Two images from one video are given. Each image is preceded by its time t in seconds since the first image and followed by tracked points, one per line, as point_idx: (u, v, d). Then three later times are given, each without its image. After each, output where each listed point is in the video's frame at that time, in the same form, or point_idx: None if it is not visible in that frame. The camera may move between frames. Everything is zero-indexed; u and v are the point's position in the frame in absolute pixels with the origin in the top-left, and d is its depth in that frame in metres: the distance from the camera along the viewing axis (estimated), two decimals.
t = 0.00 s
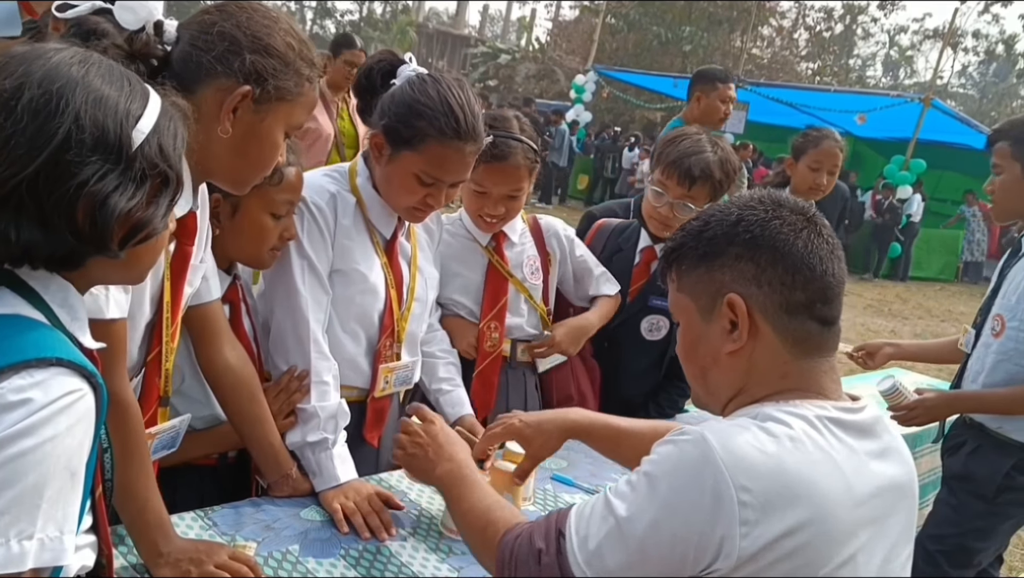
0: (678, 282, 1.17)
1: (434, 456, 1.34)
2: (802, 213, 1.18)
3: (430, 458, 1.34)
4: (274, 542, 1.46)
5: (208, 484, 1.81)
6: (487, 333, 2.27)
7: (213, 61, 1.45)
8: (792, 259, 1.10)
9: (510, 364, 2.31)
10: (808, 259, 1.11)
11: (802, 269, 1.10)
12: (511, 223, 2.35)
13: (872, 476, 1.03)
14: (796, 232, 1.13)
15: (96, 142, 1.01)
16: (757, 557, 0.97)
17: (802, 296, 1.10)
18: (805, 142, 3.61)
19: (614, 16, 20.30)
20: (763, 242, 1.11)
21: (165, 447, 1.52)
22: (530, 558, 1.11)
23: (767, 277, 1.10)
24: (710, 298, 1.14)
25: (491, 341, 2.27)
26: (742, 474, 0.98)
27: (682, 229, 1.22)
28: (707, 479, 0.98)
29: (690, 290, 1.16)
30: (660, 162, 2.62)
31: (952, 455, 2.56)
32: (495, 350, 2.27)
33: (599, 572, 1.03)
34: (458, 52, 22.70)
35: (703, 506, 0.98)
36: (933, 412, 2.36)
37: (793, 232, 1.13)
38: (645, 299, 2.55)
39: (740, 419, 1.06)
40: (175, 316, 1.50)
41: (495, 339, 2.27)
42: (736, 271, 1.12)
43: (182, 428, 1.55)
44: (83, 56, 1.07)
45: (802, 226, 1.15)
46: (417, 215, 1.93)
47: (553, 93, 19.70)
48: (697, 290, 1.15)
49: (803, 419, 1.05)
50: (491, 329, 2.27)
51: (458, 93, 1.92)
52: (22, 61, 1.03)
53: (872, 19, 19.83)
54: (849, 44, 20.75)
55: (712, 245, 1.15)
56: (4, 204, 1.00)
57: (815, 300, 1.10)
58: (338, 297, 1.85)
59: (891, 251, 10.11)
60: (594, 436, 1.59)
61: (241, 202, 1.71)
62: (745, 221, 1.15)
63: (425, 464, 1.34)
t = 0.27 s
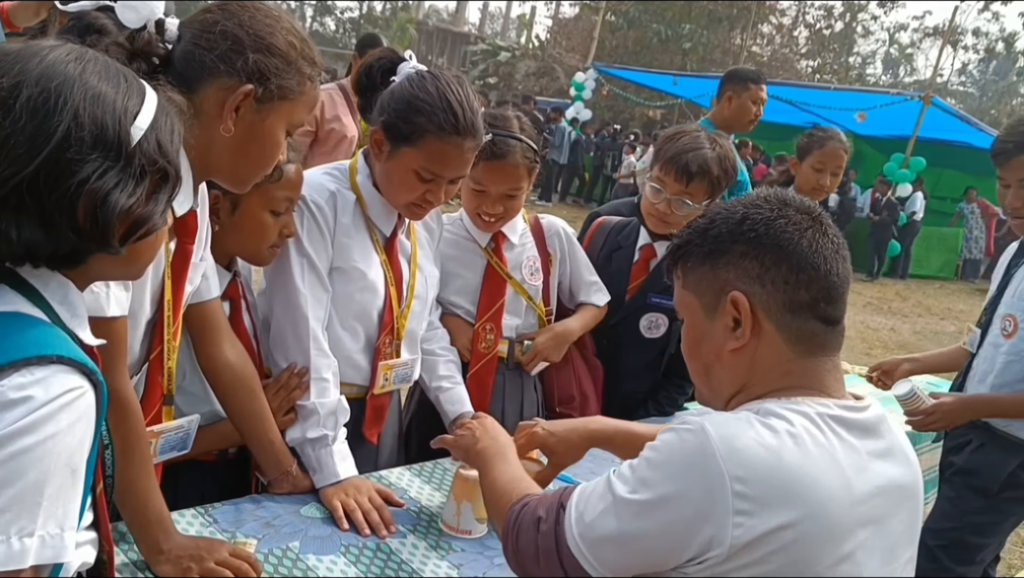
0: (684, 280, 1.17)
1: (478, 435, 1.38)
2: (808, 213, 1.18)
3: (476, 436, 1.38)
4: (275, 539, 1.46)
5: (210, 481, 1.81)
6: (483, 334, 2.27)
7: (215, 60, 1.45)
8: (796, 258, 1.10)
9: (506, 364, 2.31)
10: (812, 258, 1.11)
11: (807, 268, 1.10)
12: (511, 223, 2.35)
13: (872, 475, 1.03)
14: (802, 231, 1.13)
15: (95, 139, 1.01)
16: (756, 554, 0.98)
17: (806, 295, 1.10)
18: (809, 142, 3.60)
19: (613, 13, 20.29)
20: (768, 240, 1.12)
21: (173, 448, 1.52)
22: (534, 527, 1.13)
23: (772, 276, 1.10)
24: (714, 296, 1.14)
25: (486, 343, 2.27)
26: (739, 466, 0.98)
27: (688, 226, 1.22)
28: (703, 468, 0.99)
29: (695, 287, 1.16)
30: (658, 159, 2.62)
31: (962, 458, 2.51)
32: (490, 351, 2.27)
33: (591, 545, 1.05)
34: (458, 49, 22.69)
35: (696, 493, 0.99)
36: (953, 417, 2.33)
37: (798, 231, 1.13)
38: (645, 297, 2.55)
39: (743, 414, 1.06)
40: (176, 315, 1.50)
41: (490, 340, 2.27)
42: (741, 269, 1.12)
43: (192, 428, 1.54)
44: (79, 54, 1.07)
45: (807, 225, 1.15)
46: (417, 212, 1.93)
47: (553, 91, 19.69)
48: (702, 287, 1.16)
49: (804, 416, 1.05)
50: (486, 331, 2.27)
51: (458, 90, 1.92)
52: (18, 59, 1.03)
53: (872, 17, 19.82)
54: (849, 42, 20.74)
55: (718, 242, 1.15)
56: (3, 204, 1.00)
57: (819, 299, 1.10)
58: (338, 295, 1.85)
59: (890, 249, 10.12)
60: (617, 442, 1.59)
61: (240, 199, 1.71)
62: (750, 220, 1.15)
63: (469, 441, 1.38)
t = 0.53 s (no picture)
0: (688, 281, 1.17)
1: (485, 445, 1.45)
2: (814, 217, 1.18)
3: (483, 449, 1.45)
4: (275, 541, 1.46)
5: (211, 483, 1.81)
6: (489, 342, 2.26)
7: (218, 62, 1.45)
8: (800, 262, 1.10)
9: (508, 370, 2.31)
10: (817, 262, 1.11)
11: (810, 272, 1.10)
12: (510, 229, 2.34)
13: (874, 477, 1.03)
14: (806, 235, 1.13)
15: (98, 141, 1.01)
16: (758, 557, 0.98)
17: (808, 299, 1.10)
18: (814, 146, 3.60)
19: (615, 17, 20.30)
20: (772, 243, 1.12)
21: (167, 447, 1.52)
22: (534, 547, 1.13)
23: (775, 279, 1.10)
24: (717, 297, 1.14)
25: (492, 350, 2.26)
26: (742, 469, 0.98)
27: (694, 227, 1.22)
28: (708, 476, 0.99)
29: (698, 288, 1.17)
30: (659, 163, 2.62)
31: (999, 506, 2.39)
32: (496, 359, 2.26)
33: (597, 560, 1.04)
34: (459, 52, 22.72)
35: (701, 498, 0.99)
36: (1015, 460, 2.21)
37: (803, 234, 1.13)
38: (646, 300, 2.55)
39: (744, 416, 1.06)
40: (175, 317, 1.51)
41: (496, 348, 2.27)
42: (744, 271, 1.12)
43: (185, 429, 1.55)
44: (82, 55, 1.07)
45: (813, 229, 1.15)
46: (416, 213, 1.93)
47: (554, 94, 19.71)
48: (704, 288, 1.16)
49: (805, 417, 1.05)
50: (491, 338, 2.27)
51: (456, 92, 1.92)
52: (21, 61, 1.03)
53: (874, 21, 19.83)
54: (850, 45, 20.74)
55: (722, 244, 1.15)
56: (6, 203, 1.00)
57: (822, 303, 1.10)
58: (338, 297, 1.85)
59: (892, 253, 10.12)
60: (630, 430, 1.73)
61: (240, 199, 1.70)
62: (756, 222, 1.15)
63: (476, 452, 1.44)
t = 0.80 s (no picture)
0: (682, 278, 1.18)
1: (467, 470, 1.38)
2: (808, 216, 1.18)
3: (462, 475, 1.37)
4: (275, 539, 1.47)
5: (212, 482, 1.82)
6: (486, 343, 2.28)
7: (219, 62, 1.45)
8: (793, 261, 1.11)
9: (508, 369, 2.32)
10: (810, 261, 1.11)
11: (804, 271, 1.10)
12: (511, 229, 2.34)
13: (870, 474, 1.05)
14: (799, 234, 1.13)
15: (100, 138, 1.02)
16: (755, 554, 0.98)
17: (802, 298, 1.10)
18: (814, 146, 3.59)
19: (615, 16, 20.29)
20: (765, 241, 1.12)
21: (171, 446, 1.53)
22: (533, 566, 1.11)
23: (767, 277, 1.11)
24: (710, 295, 1.15)
25: (490, 351, 2.28)
26: (745, 472, 0.98)
27: (688, 225, 1.23)
28: (715, 484, 0.98)
29: (691, 286, 1.17)
30: (657, 161, 2.63)
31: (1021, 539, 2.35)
32: (493, 360, 2.28)
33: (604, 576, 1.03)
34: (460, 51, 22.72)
35: (708, 503, 0.98)
36: None
37: (796, 233, 1.13)
38: (646, 298, 2.56)
39: (740, 417, 1.07)
40: (176, 316, 1.51)
41: (494, 348, 2.28)
42: (737, 270, 1.12)
43: (190, 427, 1.55)
44: (84, 54, 1.08)
45: (807, 228, 1.15)
46: (414, 212, 1.94)
47: (555, 93, 19.71)
48: (699, 286, 1.16)
49: (803, 417, 1.06)
50: (489, 339, 2.28)
51: (455, 91, 1.93)
52: (24, 59, 1.03)
53: (874, 20, 19.81)
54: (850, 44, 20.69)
55: (715, 242, 1.15)
56: (8, 199, 1.00)
57: (815, 302, 1.11)
58: (338, 296, 1.86)
59: (891, 252, 10.12)
60: (605, 428, 1.70)
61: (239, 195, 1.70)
62: (749, 220, 1.15)
63: (458, 479, 1.37)
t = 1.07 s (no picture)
0: (671, 277, 1.18)
1: (424, 462, 1.40)
2: (797, 216, 1.18)
3: (417, 468, 1.40)
4: (273, 537, 1.47)
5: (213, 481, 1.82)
6: (478, 342, 2.31)
7: (217, 63, 1.46)
8: (781, 259, 1.11)
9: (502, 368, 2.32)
10: (797, 260, 1.11)
11: (791, 270, 1.11)
12: (510, 229, 2.34)
13: (860, 472, 1.05)
14: (787, 233, 1.13)
15: (98, 139, 1.02)
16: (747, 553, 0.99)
17: (789, 297, 1.10)
18: (819, 146, 3.59)
19: (616, 14, 20.32)
20: (753, 240, 1.12)
21: (169, 445, 1.53)
22: (514, 552, 1.13)
23: (755, 276, 1.11)
24: (698, 293, 1.15)
25: (481, 350, 2.30)
26: (737, 473, 0.98)
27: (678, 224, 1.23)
28: (706, 487, 0.99)
29: (681, 285, 1.17)
30: (655, 160, 2.64)
31: None
32: (485, 358, 2.30)
33: (590, 571, 1.03)
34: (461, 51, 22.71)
35: (699, 505, 0.99)
36: None
37: (785, 232, 1.14)
38: (644, 297, 2.56)
39: (732, 419, 1.07)
40: (175, 315, 1.52)
41: (486, 348, 2.31)
42: (725, 268, 1.13)
43: (187, 426, 1.56)
44: (83, 56, 1.08)
45: (795, 227, 1.15)
46: (411, 213, 1.94)
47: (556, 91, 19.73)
48: (688, 285, 1.17)
49: (794, 418, 1.06)
50: (482, 338, 2.30)
51: (453, 93, 1.93)
52: (24, 60, 1.04)
53: (875, 19, 19.80)
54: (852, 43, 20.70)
55: (704, 241, 1.16)
56: (7, 198, 1.01)
57: (803, 301, 1.11)
58: (337, 295, 1.86)
59: (891, 251, 10.13)
60: (542, 422, 1.73)
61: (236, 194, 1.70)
62: (737, 219, 1.16)
63: (413, 473, 1.39)
